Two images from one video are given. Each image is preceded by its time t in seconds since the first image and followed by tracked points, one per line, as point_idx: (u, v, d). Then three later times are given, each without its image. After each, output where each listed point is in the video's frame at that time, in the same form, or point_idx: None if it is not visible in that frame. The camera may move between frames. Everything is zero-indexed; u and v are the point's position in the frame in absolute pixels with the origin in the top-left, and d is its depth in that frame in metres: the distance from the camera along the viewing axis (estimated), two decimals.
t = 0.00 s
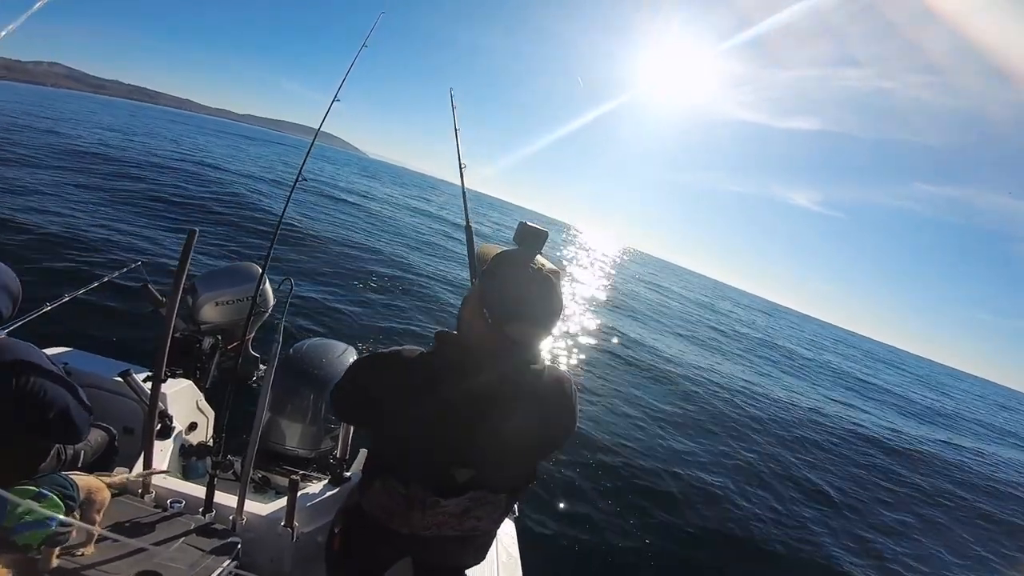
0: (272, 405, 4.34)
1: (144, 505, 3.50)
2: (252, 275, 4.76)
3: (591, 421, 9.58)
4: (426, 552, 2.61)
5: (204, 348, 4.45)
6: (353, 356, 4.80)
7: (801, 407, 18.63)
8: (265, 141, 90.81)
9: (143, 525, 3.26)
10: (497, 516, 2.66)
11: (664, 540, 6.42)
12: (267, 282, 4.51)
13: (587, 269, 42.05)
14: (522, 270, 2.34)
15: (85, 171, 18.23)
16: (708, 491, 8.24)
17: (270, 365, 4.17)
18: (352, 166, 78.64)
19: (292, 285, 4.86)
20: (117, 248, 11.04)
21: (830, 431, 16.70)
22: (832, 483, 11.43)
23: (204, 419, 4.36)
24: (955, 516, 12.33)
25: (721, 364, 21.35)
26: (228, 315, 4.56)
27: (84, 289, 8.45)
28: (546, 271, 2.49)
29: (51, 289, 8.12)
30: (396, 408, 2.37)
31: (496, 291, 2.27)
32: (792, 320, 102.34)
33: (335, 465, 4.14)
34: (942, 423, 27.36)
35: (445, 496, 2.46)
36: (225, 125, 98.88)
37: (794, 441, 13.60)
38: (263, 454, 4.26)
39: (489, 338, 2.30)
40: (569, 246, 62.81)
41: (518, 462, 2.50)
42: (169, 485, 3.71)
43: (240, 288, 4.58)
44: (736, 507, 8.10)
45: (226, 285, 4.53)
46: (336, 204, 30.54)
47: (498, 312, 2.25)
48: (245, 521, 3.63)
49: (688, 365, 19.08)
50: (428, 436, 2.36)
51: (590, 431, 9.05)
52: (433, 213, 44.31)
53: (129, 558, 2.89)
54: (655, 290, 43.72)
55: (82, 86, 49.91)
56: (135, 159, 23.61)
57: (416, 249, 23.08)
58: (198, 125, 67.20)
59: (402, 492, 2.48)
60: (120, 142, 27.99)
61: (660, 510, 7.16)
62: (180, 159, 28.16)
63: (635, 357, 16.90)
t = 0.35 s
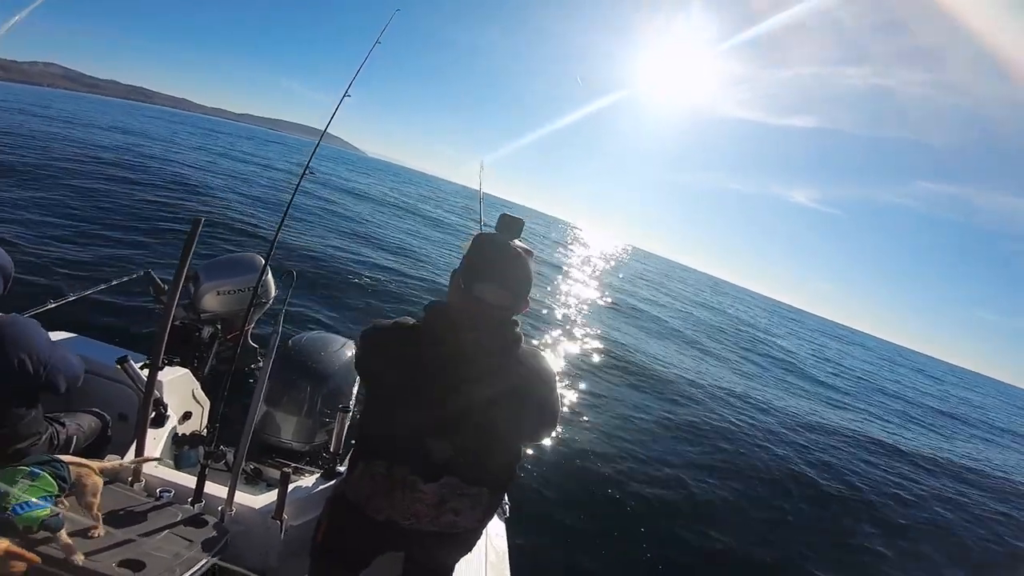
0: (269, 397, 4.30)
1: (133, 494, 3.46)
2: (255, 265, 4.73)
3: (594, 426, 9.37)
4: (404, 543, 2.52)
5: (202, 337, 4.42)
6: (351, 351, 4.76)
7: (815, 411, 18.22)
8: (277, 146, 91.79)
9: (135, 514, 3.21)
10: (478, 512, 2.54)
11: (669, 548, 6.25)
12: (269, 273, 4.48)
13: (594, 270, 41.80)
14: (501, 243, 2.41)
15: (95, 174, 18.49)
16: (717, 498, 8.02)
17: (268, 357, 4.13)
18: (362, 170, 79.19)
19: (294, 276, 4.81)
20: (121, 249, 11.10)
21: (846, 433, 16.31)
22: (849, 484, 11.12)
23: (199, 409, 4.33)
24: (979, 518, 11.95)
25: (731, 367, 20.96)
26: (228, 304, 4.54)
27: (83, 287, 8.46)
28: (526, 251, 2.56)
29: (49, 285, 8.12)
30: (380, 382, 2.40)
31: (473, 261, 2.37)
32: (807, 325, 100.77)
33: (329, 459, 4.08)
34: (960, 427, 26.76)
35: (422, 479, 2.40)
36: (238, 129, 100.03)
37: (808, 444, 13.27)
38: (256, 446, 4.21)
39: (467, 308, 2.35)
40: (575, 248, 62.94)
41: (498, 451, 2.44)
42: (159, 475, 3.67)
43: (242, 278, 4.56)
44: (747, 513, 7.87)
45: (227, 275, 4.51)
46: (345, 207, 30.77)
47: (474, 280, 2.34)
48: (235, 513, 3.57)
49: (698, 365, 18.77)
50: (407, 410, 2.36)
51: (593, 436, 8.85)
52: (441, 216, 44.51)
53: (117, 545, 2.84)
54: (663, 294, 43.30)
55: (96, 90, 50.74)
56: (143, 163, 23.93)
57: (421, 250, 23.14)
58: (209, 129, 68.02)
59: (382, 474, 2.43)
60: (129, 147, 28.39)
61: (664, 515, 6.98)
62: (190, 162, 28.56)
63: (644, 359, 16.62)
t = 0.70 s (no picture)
0: (267, 381, 4.26)
1: (126, 476, 3.43)
2: (259, 249, 4.74)
3: (598, 428, 9.20)
4: (403, 525, 2.44)
5: (203, 320, 4.41)
6: (351, 338, 4.72)
7: (828, 411, 17.86)
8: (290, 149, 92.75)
9: (129, 498, 3.19)
10: (478, 501, 2.44)
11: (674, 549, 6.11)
12: (272, 256, 4.48)
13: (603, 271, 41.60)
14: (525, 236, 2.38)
15: (105, 173, 18.73)
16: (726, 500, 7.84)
17: (268, 341, 4.09)
18: (372, 172, 79.72)
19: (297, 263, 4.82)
20: (131, 243, 11.20)
21: (861, 434, 15.97)
22: (865, 483, 10.85)
23: (196, 392, 4.32)
24: (1003, 517, 11.62)
25: (742, 367, 20.61)
26: (231, 287, 4.56)
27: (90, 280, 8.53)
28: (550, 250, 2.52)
29: (55, 278, 8.17)
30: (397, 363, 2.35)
31: (499, 251, 2.33)
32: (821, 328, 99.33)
33: (324, 446, 4.03)
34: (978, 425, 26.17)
35: (427, 460, 2.31)
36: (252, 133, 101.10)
37: (818, 443, 13.07)
38: (252, 431, 4.17)
39: (490, 295, 2.30)
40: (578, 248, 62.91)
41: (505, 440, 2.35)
42: (153, 457, 3.64)
43: (246, 261, 4.58)
44: (758, 515, 7.69)
45: (231, 258, 4.53)
46: (354, 207, 31.02)
47: (498, 268, 2.29)
48: (227, 497, 3.54)
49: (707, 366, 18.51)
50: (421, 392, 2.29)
51: (597, 439, 8.70)
52: (450, 216, 44.69)
53: (108, 530, 2.82)
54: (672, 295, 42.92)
55: (106, 95, 51.50)
56: (152, 165, 24.21)
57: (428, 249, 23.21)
58: (220, 134, 68.91)
59: (386, 455, 2.34)
60: (139, 149, 28.74)
61: (668, 514, 6.86)
62: (197, 164, 28.86)
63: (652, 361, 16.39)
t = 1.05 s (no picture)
0: (268, 379, 4.27)
1: (128, 473, 3.45)
2: (259, 246, 4.75)
3: (596, 431, 9.25)
4: (399, 532, 2.48)
5: (204, 316, 4.41)
6: (351, 335, 4.73)
7: (824, 411, 17.94)
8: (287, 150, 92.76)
9: (130, 496, 3.20)
10: (474, 507, 2.49)
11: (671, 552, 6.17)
12: (273, 253, 4.49)
13: (600, 273, 41.75)
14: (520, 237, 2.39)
15: (101, 176, 18.74)
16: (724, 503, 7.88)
17: (269, 337, 4.11)
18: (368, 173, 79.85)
19: (296, 259, 4.85)
20: (131, 244, 11.23)
21: (857, 434, 16.04)
22: (861, 485, 10.92)
23: (197, 389, 4.32)
24: (998, 517, 11.69)
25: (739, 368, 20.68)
26: (231, 285, 4.57)
27: (91, 283, 8.57)
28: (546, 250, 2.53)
29: (55, 282, 8.20)
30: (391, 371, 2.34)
31: (495, 251, 2.34)
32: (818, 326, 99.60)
33: (324, 443, 4.04)
34: (974, 423, 26.33)
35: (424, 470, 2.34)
36: (249, 136, 100.98)
37: (812, 443, 13.20)
38: (253, 428, 4.17)
39: (488, 297, 2.31)
40: (573, 247, 63.26)
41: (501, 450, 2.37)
42: (155, 455, 3.66)
43: (247, 259, 4.59)
44: (755, 517, 7.73)
45: (231, 256, 4.54)
46: (352, 209, 31.07)
47: (495, 269, 2.31)
48: (228, 494, 3.56)
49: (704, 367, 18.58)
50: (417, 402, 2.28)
51: (595, 442, 8.74)
52: (448, 217, 44.76)
53: (110, 528, 2.85)
54: (670, 295, 43.05)
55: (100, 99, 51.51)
56: (147, 168, 24.19)
57: (426, 250, 23.28)
58: (216, 138, 68.93)
59: (382, 466, 2.36)
60: (134, 152, 28.72)
61: (663, 517, 6.95)
62: (193, 167, 28.87)
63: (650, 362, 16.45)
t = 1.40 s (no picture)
0: (272, 388, 4.32)
1: (141, 485, 3.49)
2: (258, 255, 4.77)
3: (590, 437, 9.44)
4: (415, 547, 2.62)
5: (206, 328, 4.44)
6: (354, 340, 4.78)
7: (811, 408, 18.30)
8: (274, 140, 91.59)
9: (141, 508, 3.25)
10: (488, 520, 2.63)
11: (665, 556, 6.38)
12: (271, 262, 4.51)
13: (591, 270, 42.04)
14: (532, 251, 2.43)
15: (88, 171, 18.50)
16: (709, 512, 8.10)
17: (271, 345, 4.14)
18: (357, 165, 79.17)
19: (294, 266, 4.86)
20: (125, 244, 11.18)
21: (840, 433, 16.48)
22: (843, 489, 11.25)
23: (204, 400, 4.37)
24: (973, 520, 12.10)
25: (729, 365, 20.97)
26: (231, 295, 4.59)
27: (90, 284, 8.56)
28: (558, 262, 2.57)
29: (54, 284, 8.19)
30: (405, 393, 2.41)
31: (508, 269, 2.39)
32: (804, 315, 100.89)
33: (333, 449, 4.12)
34: (955, 419, 26.95)
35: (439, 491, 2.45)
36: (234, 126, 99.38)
37: (797, 443, 13.59)
38: (261, 436, 4.23)
39: (504, 315, 2.38)
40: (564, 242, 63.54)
41: (514, 468, 2.49)
42: (167, 466, 3.70)
43: (245, 267, 4.61)
44: (740, 525, 7.96)
45: (230, 265, 4.55)
46: (342, 207, 30.88)
47: (508, 286, 2.37)
48: (241, 502, 3.62)
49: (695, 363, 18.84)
50: (433, 423, 2.39)
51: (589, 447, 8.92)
52: (438, 214, 44.56)
53: (126, 543, 2.91)
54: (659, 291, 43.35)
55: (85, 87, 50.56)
56: (135, 161, 23.88)
57: (418, 249, 23.26)
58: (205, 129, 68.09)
59: (399, 485, 2.48)
60: (120, 143, 28.27)
61: (652, 524, 7.20)
62: (181, 161, 28.52)
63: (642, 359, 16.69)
